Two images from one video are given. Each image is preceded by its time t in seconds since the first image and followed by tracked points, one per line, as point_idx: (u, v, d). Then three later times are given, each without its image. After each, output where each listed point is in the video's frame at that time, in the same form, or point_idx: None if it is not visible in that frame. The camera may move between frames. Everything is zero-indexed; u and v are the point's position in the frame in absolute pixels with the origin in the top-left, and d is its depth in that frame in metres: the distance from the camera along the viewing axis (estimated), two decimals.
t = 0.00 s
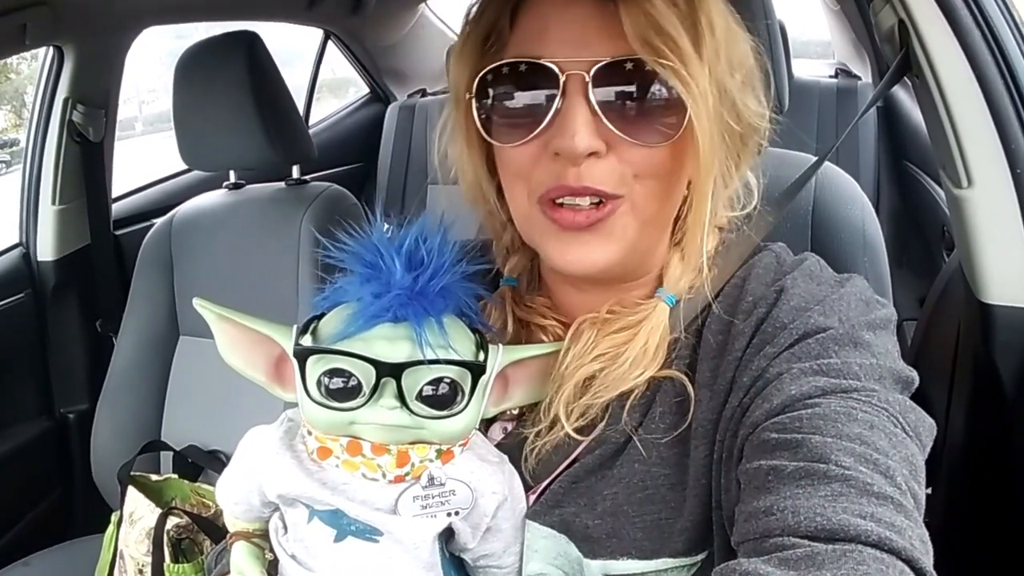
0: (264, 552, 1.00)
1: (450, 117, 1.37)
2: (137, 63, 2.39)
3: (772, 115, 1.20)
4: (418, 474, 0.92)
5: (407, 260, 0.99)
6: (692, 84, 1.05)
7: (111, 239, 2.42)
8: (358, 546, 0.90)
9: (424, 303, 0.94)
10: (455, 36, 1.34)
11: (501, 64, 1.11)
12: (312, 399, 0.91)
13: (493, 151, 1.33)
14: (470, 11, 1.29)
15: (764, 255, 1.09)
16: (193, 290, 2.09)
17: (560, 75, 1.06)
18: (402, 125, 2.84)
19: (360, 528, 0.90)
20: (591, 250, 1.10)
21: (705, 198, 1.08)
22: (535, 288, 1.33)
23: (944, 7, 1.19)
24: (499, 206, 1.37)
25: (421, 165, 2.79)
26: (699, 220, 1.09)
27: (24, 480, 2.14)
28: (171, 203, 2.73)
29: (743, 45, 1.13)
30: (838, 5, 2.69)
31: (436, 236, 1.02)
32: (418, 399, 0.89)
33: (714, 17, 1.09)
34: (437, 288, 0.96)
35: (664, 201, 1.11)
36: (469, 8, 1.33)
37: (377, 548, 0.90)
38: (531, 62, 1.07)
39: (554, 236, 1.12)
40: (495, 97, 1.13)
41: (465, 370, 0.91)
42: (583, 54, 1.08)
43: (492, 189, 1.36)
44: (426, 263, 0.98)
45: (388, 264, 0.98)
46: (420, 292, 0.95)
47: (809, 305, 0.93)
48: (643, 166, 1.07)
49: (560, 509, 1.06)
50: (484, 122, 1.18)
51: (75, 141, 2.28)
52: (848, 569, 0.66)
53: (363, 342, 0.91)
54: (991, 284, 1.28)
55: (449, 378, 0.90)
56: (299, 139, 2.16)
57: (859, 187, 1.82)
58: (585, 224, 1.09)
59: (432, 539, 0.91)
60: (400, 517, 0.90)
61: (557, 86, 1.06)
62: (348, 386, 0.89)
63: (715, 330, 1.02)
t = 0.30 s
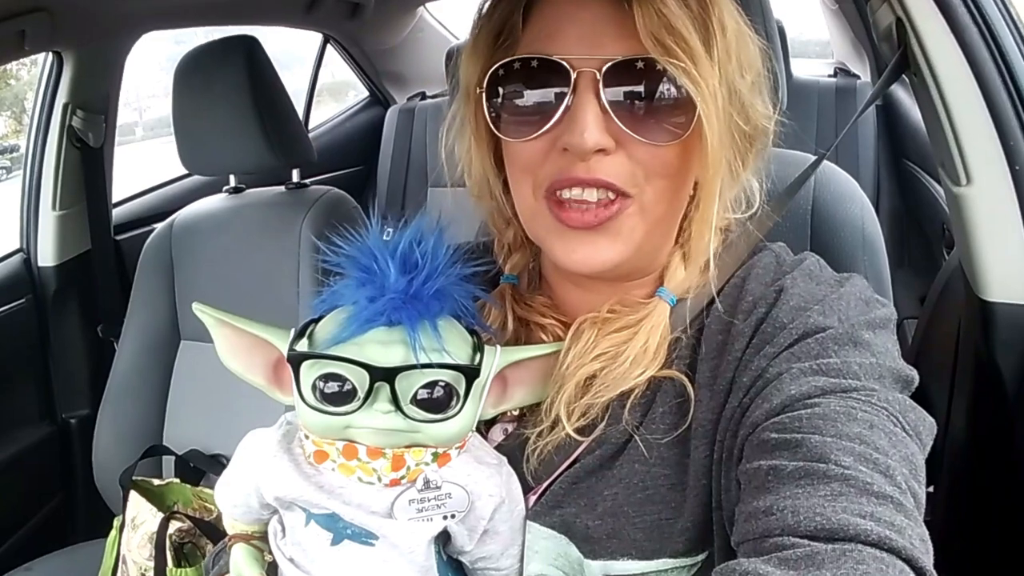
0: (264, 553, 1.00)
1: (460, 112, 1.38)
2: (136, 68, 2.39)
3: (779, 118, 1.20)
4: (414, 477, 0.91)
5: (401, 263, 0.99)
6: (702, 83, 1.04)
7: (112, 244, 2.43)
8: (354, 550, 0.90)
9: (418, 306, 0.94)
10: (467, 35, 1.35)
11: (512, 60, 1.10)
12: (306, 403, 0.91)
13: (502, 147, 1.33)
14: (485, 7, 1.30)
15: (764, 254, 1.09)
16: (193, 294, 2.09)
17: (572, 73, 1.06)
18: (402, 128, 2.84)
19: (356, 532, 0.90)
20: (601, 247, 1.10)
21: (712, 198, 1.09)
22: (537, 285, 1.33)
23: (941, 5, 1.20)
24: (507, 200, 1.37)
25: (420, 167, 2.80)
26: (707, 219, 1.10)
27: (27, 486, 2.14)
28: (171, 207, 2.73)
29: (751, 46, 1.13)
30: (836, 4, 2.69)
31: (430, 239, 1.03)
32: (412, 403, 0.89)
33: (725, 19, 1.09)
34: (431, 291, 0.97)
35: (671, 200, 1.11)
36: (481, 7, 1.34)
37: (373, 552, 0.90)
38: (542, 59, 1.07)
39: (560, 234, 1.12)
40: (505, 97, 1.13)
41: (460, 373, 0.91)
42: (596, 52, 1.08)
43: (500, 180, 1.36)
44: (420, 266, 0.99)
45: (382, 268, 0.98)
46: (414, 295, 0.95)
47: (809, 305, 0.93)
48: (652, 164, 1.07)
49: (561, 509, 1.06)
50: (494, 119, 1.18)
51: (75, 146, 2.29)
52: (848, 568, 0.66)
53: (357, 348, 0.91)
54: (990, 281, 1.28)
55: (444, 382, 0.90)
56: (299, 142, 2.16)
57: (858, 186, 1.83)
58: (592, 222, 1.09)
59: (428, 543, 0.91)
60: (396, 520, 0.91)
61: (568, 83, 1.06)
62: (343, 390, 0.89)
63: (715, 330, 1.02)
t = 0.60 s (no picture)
0: (260, 555, 1.00)
1: (464, 110, 1.38)
2: (135, 72, 2.39)
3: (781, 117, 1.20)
4: (411, 479, 0.92)
5: (400, 265, 0.99)
6: (704, 79, 1.04)
7: (111, 248, 2.43)
8: (350, 551, 0.90)
9: (416, 309, 0.94)
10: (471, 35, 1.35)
11: (516, 56, 1.11)
12: (305, 404, 0.91)
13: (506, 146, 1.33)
14: (488, 8, 1.30)
15: (765, 255, 1.10)
16: (193, 297, 2.09)
17: (575, 67, 1.06)
18: (400, 130, 2.84)
19: (353, 533, 0.90)
20: (602, 239, 1.10)
21: (714, 195, 1.08)
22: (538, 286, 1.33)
23: (938, 4, 1.20)
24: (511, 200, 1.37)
25: (419, 169, 2.80)
26: (708, 218, 1.10)
27: (27, 490, 2.14)
28: (170, 211, 2.73)
29: (754, 45, 1.13)
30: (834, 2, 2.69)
31: (430, 241, 1.03)
32: (410, 405, 0.89)
33: (728, 17, 1.09)
34: (430, 293, 0.97)
35: (675, 197, 1.11)
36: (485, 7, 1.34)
37: (369, 554, 0.89)
38: (545, 53, 1.08)
39: (560, 227, 1.13)
40: (509, 96, 1.14)
41: (457, 376, 0.91)
42: (599, 48, 1.08)
43: (501, 176, 1.36)
44: (418, 268, 0.99)
45: (380, 270, 0.99)
46: (412, 297, 0.95)
47: (810, 306, 0.94)
48: (656, 159, 1.07)
49: (562, 511, 1.06)
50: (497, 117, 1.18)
51: (74, 150, 2.29)
52: (849, 568, 0.66)
53: (355, 350, 0.91)
54: (989, 279, 1.29)
55: (441, 384, 0.90)
56: (298, 145, 2.16)
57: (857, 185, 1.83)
58: (592, 214, 1.10)
59: (424, 545, 0.91)
60: (392, 522, 0.90)
61: (571, 78, 1.06)
62: (341, 392, 0.89)
63: (716, 330, 1.02)
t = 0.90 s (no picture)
0: (253, 565, 1.01)
1: (469, 115, 1.38)
2: (137, 75, 2.40)
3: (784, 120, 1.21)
4: (412, 482, 0.92)
5: (402, 267, 0.99)
6: (707, 76, 1.04)
7: (113, 251, 2.43)
8: (351, 554, 0.89)
9: (418, 310, 0.94)
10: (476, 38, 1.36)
11: (518, 55, 1.13)
12: (306, 405, 0.91)
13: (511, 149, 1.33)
14: (492, 12, 1.31)
15: (769, 255, 1.09)
16: (195, 300, 2.09)
17: (577, 66, 1.08)
18: (402, 132, 2.85)
19: (354, 535, 0.90)
20: (604, 259, 1.13)
21: (716, 196, 1.08)
22: (541, 290, 1.34)
23: (939, 5, 1.20)
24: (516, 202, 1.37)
25: (421, 172, 2.80)
26: (711, 219, 1.09)
27: (30, 493, 2.14)
28: (172, 214, 2.73)
29: (756, 48, 1.13)
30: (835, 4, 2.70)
31: (430, 242, 1.03)
32: (412, 407, 0.90)
33: (729, 17, 1.09)
34: (432, 295, 0.97)
35: (679, 201, 1.12)
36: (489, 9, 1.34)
37: (371, 555, 0.89)
38: (548, 52, 1.09)
39: (563, 239, 1.17)
40: (513, 100, 1.16)
41: (459, 377, 0.92)
42: (601, 46, 1.09)
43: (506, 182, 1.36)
44: (420, 269, 0.99)
45: (382, 271, 0.99)
46: (413, 299, 0.95)
47: (814, 305, 0.93)
48: (659, 159, 1.09)
49: (564, 511, 1.06)
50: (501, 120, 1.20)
51: (76, 153, 2.29)
52: (853, 568, 0.66)
53: (357, 351, 0.92)
54: (990, 279, 1.29)
55: (443, 386, 0.91)
56: (299, 148, 2.16)
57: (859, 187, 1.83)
58: (600, 240, 1.13)
59: (426, 547, 0.91)
60: (394, 524, 0.90)
61: (573, 76, 1.08)
62: (343, 394, 0.89)
63: (720, 330, 1.02)
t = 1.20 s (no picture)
0: (229, 549, 1.02)
1: (475, 113, 1.38)
2: (140, 69, 2.39)
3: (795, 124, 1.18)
4: (402, 477, 0.92)
5: (391, 262, 0.99)
6: (700, 98, 1.04)
7: (115, 245, 2.43)
8: (341, 549, 0.90)
9: (406, 306, 0.94)
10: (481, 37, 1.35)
11: (517, 68, 1.12)
12: (296, 402, 0.91)
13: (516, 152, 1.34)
14: (495, 12, 1.30)
15: (773, 257, 1.10)
16: (196, 294, 2.09)
17: (572, 82, 1.07)
18: (405, 129, 2.84)
19: (343, 531, 0.91)
20: (596, 264, 1.13)
21: (711, 215, 1.08)
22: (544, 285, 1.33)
23: (946, 9, 1.20)
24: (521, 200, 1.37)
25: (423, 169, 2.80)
26: (711, 233, 1.08)
27: (27, 485, 2.14)
28: (174, 208, 2.73)
29: (767, 53, 1.11)
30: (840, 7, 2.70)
31: (420, 238, 1.02)
32: (400, 402, 0.89)
33: (735, 28, 1.07)
34: (420, 290, 0.97)
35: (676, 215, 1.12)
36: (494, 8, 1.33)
37: (360, 551, 0.90)
38: (545, 68, 1.08)
39: (560, 248, 1.18)
40: (519, 100, 1.13)
41: (446, 372, 0.91)
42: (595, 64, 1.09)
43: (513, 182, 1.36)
44: (409, 264, 0.99)
45: (371, 268, 0.99)
46: (401, 295, 0.95)
47: (819, 306, 0.94)
48: (651, 176, 1.08)
49: (564, 508, 1.06)
50: (502, 126, 1.19)
51: (79, 147, 2.29)
52: (855, 570, 0.66)
53: (344, 347, 0.92)
54: (993, 284, 1.29)
55: (431, 381, 0.90)
56: (302, 144, 2.16)
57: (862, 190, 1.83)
58: (593, 253, 1.14)
59: (413, 542, 0.91)
60: (383, 520, 0.91)
61: (568, 91, 1.07)
62: (332, 389, 0.89)
63: (723, 329, 1.02)
